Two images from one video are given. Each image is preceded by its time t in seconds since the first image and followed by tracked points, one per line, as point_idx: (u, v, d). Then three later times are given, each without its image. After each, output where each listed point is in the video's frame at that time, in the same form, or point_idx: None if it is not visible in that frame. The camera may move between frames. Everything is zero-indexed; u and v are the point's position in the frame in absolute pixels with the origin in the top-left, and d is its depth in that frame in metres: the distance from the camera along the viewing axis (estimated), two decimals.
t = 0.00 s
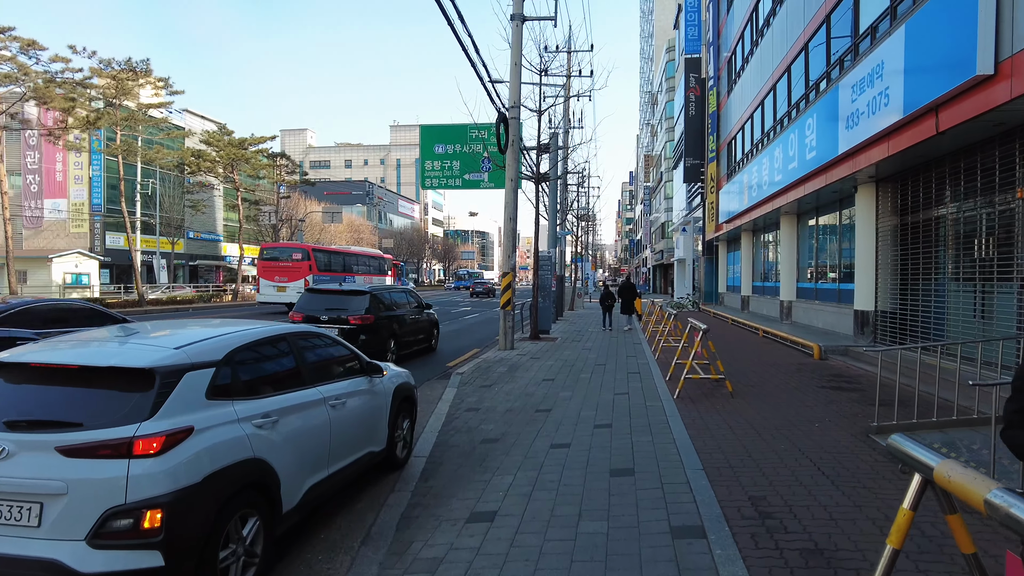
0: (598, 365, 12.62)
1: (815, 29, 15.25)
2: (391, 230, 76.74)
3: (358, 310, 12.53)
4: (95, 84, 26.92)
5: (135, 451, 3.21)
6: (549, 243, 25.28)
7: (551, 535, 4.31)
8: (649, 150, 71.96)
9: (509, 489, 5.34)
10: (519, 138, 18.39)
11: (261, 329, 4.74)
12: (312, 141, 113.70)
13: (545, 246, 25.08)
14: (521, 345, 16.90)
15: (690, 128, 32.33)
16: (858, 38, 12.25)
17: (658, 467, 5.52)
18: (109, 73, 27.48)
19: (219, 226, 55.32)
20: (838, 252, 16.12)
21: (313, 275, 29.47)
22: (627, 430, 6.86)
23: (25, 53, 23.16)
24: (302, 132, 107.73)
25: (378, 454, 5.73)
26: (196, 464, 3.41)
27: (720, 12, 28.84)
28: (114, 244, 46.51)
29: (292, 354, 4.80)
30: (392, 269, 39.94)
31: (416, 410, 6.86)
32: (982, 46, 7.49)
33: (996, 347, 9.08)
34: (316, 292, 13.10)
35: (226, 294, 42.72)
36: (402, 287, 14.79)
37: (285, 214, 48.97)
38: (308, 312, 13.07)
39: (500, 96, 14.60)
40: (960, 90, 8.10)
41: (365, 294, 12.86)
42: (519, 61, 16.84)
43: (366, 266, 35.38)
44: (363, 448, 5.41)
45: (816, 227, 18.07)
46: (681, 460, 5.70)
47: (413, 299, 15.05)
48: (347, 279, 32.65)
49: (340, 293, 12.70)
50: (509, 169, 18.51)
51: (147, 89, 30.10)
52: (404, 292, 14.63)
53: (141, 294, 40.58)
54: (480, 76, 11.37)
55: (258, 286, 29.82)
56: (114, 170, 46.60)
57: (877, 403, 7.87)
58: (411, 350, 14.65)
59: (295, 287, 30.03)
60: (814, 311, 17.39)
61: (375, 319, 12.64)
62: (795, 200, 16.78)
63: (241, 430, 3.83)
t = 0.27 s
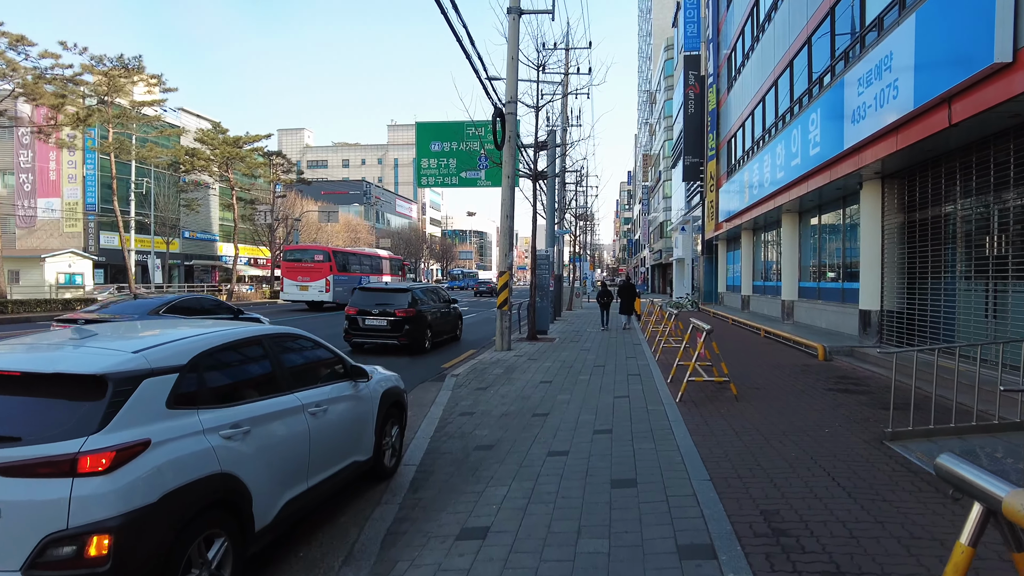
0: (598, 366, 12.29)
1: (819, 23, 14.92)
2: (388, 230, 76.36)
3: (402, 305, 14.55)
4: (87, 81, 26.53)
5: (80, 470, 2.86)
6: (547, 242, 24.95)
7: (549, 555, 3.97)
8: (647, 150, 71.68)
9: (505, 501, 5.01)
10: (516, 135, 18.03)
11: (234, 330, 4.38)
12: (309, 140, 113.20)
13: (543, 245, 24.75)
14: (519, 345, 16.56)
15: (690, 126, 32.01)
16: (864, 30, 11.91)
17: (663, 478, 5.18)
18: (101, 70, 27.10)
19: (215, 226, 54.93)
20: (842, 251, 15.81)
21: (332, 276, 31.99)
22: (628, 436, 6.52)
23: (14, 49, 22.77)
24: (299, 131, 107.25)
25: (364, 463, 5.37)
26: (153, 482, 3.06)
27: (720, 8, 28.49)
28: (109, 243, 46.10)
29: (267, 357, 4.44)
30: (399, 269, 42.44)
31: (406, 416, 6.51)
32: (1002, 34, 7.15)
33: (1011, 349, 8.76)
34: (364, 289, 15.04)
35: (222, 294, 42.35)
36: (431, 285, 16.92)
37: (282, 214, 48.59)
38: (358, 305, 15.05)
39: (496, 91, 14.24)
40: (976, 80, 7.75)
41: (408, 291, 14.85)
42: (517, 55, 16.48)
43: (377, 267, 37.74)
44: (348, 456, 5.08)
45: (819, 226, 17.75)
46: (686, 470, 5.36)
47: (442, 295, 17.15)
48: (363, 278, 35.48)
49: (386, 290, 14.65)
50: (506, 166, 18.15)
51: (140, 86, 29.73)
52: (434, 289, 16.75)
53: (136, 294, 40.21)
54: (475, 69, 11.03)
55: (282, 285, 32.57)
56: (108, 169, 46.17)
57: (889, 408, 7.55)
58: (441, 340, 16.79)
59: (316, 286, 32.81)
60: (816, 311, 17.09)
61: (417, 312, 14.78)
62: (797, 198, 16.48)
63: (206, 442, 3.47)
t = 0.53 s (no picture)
0: (598, 369, 11.95)
1: (824, 17, 14.57)
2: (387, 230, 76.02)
3: (434, 299, 17.02)
4: (79, 79, 26.17)
5: (15, 501, 2.56)
6: (546, 242, 24.61)
7: None
8: (647, 150, 71.28)
9: (499, 520, 4.67)
10: (514, 132, 17.68)
11: (206, 338, 4.05)
12: (307, 140, 112.78)
13: (542, 245, 24.42)
14: (517, 348, 16.23)
15: (690, 124, 31.67)
16: (873, 23, 11.57)
17: (668, 494, 4.85)
18: (93, 68, 26.74)
19: (212, 226, 54.59)
20: (846, 251, 15.49)
21: (352, 276, 34.19)
22: (630, 446, 6.19)
23: (5, 46, 22.42)
24: (297, 131, 106.87)
25: (349, 477, 5.03)
26: (106, 510, 2.74)
27: (721, 5, 28.13)
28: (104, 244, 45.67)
29: (241, 367, 4.11)
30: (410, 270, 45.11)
31: (396, 426, 6.17)
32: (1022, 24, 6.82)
33: None
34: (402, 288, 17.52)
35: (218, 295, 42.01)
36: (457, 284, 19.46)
37: (279, 214, 48.25)
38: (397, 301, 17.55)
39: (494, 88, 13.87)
40: (993, 72, 7.42)
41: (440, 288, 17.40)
42: (514, 52, 16.14)
43: (390, 268, 40.17)
44: (332, 471, 4.75)
45: (823, 225, 17.43)
46: (693, 485, 5.01)
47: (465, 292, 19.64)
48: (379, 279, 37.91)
49: (420, 287, 17.17)
50: (503, 165, 17.80)
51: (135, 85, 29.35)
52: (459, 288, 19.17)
53: (131, 295, 39.86)
54: (472, 65, 10.69)
55: (304, 284, 34.61)
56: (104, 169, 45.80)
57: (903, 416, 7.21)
58: (465, 332, 19.33)
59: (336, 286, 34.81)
60: (820, 312, 16.76)
61: (447, 307, 17.20)
62: (801, 197, 16.15)
63: (168, 463, 3.14)
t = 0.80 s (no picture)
0: (599, 370, 11.58)
1: (831, 7, 14.17)
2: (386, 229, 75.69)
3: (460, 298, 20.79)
4: (72, 76, 25.78)
5: None
6: (545, 241, 24.23)
7: None
8: (647, 148, 70.86)
9: (494, 536, 4.28)
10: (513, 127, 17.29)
11: (172, 338, 3.68)
12: (306, 139, 112.36)
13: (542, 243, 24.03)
14: (516, 347, 15.86)
15: (692, 122, 31.28)
16: (883, 11, 11.18)
17: (676, 507, 4.48)
18: (86, 65, 26.34)
19: (210, 225, 54.24)
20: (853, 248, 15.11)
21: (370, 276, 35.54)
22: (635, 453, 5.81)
23: None
24: (296, 130, 106.43)
25: (333, 488, 4.65)
26: (40, 534, 2.39)
27: None
28: (100, 243, 45.34)
29: (210, 370, 3.73)
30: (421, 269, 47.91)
31: (386, 431, 5.80)
32: None
33: None
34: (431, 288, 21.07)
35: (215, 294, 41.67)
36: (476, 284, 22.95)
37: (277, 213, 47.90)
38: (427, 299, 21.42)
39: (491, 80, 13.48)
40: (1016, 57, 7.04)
41: (464, 288, 21.41)
42: (513, 45, 15.75)
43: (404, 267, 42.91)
44: (313, 482, 4.38)
45: (828, 223, 17.06)
46: (703, 497, 4.65)
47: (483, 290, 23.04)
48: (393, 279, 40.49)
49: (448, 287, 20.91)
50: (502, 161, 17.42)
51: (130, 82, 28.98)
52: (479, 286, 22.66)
53: (127, 294, 39.50)
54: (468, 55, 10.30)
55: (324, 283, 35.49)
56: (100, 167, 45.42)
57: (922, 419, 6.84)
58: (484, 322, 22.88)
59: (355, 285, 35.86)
60: (825, 311, 16.40)
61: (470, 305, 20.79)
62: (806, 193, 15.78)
63: (118, 479, 2.78)
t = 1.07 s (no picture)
0: (598, 374, 11.24)
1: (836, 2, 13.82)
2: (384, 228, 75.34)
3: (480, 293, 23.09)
4: (63, 73, 25.41)
5: None
6: (543, 241, 23.89)
7: None
8: (646, 148, 70.45)
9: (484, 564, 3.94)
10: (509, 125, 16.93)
11: (129, 350, 3.35)
12: (304, 139, 111.97)
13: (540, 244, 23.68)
14: (513, 350, 15.52)
15: (691, 120, 30.95)
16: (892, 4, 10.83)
17: (681, 530, 4.15)
18: (78, 62, 25.97)
19: (207, 224, 53.89)
20: (857, 249, 14.79)
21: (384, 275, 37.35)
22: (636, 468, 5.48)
23: None
24: (293, 129, 106.05)
25: (313, 509, 4.32)
26: None
27: None
28: (95, 242, 44.97)
29: (170, 385, 3.40)
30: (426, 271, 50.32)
31: (373, 444, 5.47)
32: None
33: None
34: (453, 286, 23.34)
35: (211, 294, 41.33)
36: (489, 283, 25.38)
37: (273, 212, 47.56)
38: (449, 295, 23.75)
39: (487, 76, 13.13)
40: None
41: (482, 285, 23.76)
42: (510, 40, 15.40)
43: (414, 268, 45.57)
44: (289, 503, 4.04)
45: (831, 223, 16.73)
46: (710, 518, 4.32)
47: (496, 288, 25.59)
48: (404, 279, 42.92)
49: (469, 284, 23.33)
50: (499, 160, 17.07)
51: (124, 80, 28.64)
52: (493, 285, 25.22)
53: (122, 294, 39.15)
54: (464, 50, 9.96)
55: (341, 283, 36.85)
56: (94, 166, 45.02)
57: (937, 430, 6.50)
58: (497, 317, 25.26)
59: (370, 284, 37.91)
60: (828, 313, 16.08)
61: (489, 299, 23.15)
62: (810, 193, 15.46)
63: (50, 517, 2.44)
